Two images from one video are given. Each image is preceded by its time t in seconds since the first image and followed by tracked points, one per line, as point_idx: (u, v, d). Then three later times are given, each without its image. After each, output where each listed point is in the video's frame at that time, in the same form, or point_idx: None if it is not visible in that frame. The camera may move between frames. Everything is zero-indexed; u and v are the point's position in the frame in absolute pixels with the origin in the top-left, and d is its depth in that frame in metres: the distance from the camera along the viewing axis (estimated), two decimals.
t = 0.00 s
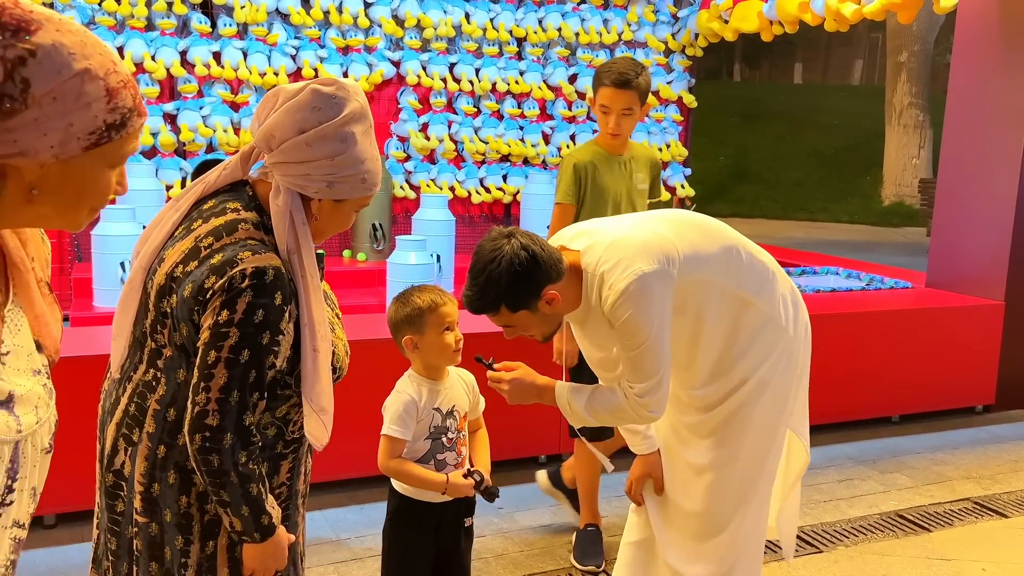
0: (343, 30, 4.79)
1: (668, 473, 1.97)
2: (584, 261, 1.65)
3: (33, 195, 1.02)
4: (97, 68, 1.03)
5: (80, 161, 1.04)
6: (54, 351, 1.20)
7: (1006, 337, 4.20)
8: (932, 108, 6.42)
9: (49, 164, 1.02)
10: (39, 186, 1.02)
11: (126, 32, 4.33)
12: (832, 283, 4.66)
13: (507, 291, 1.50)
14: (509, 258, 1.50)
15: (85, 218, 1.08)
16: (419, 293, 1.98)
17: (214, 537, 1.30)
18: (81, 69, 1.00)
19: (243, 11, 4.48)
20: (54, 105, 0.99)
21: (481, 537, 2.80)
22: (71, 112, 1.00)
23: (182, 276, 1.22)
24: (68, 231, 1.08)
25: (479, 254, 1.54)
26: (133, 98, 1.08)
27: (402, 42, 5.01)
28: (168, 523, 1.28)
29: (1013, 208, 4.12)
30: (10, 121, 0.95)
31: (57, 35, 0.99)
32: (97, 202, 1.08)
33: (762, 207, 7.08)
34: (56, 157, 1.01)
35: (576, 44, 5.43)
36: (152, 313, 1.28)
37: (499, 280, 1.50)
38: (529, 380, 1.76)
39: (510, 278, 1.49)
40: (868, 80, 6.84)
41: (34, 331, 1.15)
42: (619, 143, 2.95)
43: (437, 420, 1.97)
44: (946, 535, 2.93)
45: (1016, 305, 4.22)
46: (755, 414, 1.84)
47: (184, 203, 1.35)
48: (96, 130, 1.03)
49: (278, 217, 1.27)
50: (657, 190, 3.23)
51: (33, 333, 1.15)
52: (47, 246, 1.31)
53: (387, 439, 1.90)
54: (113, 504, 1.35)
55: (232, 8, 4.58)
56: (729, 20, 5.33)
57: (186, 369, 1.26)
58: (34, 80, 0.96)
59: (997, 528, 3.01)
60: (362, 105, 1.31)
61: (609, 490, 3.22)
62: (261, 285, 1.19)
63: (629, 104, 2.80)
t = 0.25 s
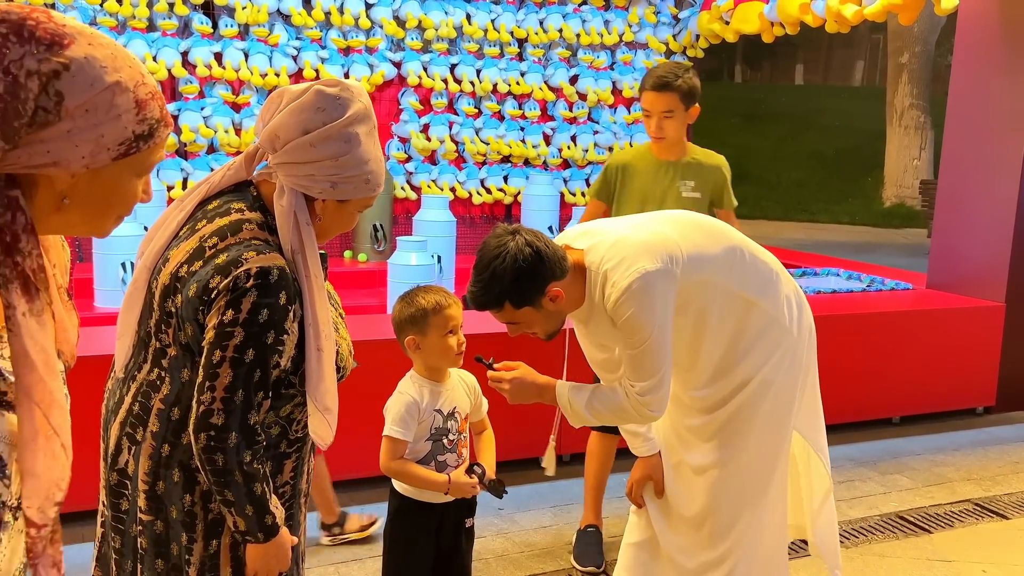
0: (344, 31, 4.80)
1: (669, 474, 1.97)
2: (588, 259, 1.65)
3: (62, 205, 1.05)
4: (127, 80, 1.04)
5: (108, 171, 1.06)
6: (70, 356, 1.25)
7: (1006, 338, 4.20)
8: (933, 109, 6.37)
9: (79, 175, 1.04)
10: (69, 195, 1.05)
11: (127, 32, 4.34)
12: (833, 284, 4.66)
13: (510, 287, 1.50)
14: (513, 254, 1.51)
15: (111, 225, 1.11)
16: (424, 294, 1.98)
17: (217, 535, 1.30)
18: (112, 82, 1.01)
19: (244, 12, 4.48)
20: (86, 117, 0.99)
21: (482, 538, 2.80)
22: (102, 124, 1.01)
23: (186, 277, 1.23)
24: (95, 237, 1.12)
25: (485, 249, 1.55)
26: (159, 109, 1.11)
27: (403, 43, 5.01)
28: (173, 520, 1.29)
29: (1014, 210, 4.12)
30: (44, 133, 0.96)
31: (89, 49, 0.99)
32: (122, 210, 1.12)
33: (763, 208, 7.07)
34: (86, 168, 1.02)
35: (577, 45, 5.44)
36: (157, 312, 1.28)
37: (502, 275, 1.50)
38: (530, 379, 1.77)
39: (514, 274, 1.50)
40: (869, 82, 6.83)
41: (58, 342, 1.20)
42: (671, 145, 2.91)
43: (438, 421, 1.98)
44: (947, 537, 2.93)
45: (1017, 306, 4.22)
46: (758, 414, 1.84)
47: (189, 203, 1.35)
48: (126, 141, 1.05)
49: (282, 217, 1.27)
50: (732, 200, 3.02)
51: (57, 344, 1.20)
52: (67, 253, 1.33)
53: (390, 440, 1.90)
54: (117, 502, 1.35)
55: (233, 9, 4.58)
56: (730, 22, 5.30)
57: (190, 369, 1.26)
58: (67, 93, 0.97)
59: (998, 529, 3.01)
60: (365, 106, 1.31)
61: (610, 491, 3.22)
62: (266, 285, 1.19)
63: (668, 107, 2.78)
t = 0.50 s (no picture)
0: (344, 32, 4.79)
1: (668, 474, 1.97)
2: (593, 256, 1.65)
3: (81, 205, 1.09)
4: (144, 84, 1.09)
5: (125, 172, 1.09)
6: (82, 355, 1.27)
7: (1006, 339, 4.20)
8: (933, 111, 6.57)
9: (97, 176, 1.08)
10: (87, 196, 1.09)
11: (128, 33, 4.35)
12: (832, 285, 4.66)
13: (514, 281, 1.51)
14: (518, 248, 1.51)
15: (127, 227, 1.14)
16: (427, 294, 1.98)
17: (219, 535, 1.30)
18: (130, 86, 1.06)
19: (245, 13, 4.49)
20: (105, 120, 1.04)
21: (481, 538, 2.80)
22: (119, 127, 1.06)
23: (189, 276, 1.23)
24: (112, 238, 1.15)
25: (490, 242, 1.55)
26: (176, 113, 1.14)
27: (404, 44, 5.02)
28: (175, 519, 1.29)
29: (1014, 211, 4.12)
30: (63, 136, 1.01)
31: (107, 53, 1.04)
32: (138, 211, 1.14)
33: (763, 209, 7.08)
34: (104, 170, 1.06)
35: (577, 46, 5.44)
36: (159, 312, 1.28)
37: (507, 269, 1.50)
38: (531, 378, 1.77)
39: (518, 267, 1.50)
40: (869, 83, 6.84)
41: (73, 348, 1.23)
42: (726, 145, 3.07)
43: (439, 422, 1.97)
44: (947, 538, 2.93)
45: (1017, 308, 4.22)
46: (761, 415, 1.84)
47: (192, 203, 1.35)
48: (142, 144, 1.09)
49: (284, 217, 1.27)
50: (791, 203, 3.01)
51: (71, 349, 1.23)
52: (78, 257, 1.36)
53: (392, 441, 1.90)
54: (120, 500, 1.35)
55: (234, 10, 4.58)
56: (731, 23, 5.29)
57: (192, 368, 1.26)
58: (87, 96, 1.02)
59: (998, 530, 3.01)
60: (368, 106, 1.31)
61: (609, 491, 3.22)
62: (268, 285, 1.19)
63: (720, 105, 3.00)
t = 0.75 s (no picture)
0: (345, 33, 4.80)
1: (668, 473, 1.97)
2: (597, 253, 1.65)
3: (83, 198, 1.10)
4: (143, 76, 1.09)
5: (126, 164, 1.10)
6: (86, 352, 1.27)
7: (1007, 340, 4.20)
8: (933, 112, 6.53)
9: (98, 169, 1.08)
10: (89, 189, 1.09)
11: (129, 34, 4.36)
12: (833, 286, 4.66)
13: (516, 275, 1.50)
14: (524, 242, 1.50)
15: (128, 220, 1.15)
16: (429, 295, 1.99)
17: (222, 536, 1.30)
18: (129, 78, 1.06)
19: (245, 14, 4.49)
20: (105, 112, 1.04)
21: (482, 539, 2.80)
22: (119, 119, 1.06)
23: (189, 278, 1.23)
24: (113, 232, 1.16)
25: (496, 235, 1.55)
26: (174, 104, 1.15)
27: (404, 45, 5.02)
28: (177, 522, 1.29)
29: (1015, 212, 4.12)
30: (64, 128, 1.01)
31: (105, 46, 1.05)
32: (139, 204, 1.16)
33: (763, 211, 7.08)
34: (104, 162, 1.07)
35: (577, 47, 5.45)
36: (160, 314, 1.28)
37: (510, 263, 1.50)
38: (546, 371, 1.74)
39: (521, 262, 1.50)
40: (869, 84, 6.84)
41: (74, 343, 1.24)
42: (756, 140, 3.02)
43: (440, 422, 1.98)
44: (947, 539, 2.93)
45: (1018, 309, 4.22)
46: (763, 415, 1.84)
47: (191, 205, 1.36)
48: (142, 135, 1.09)
49: (283, 217, 1.27)
50: (808, 203, 2.87)
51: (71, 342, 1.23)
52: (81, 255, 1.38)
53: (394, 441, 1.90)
54: (124, 502, 1.35)
55: (234, 11, 4.59)
56: (731, 24, 5.28)
57: (194, 370, 1.26)
58: (86, 88, 1.02)
59: (998, 531, 3.01)
60: (364, 104, 1.31)
61: (610, 492, 3.22)
62: (267, 286, 1.19)
63: (753, 97, 2.97)
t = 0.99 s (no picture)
0: (345, 34, 4.81)
1: (669, 474, 1.98)
2: (601, 253, 1.65)
3: (65, 182, 1.07)
4: (118, 54, 1.06)
5: (108, 146, 1.08)
6: (84, 341, 1.28)
7: (1007, 342, 4.20)
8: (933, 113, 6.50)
9: (78, 152, 1.06)
10: (71, 172, 1.07)
11: (129, 35, 4.36)
12: (833, 287, 4.67)
13: (519, 275, 1.50)
14: (527, 241, 1.50)
15: (114, 204, 1.13)
16: (429, 297, 1.99)
17: (225, 537, 1.31)
18: (103, 56, 1.03)
19: (246, 15, 4.49)
20: (82, 92, 1.02)
21: (483, 540, 2.79)
22: (97, 99, 1.04)
23: (184, 280, 1.23)
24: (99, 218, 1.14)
25: (500, 233, 1.55)
26: (151, 83, 1.13)
27: (404, 46, 5.02)
28: (178, 525, 1.28)
29: (1015, 213, 4.12)
30: (40, 110, 0.99)
31: (77, 26, 1.02)
32: (126, 186, 1.13)
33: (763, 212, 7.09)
34: (85, 144, 1.05)
35: (577, 48, 5.45)
36: (156, 317, 1.28)
37: (513, 262, 1.50)
38: (573, 361, 1.75)
39: (525, 261, 1.49)
40: (870, 85, 6.84)
41: (65, 323, 1.22)
42: (775, 148, 3.02)
43: (442, 424, 1.98)
44: (948, 541, 2.92)
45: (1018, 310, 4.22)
46: (767, 416, 1.84)
47: (183, 207, 1.35)
48: (121, 115, 1.07)
49: (276, 216, 1.28)
50: (823, 207, 2.87)
51: (64, 324, 1.22)
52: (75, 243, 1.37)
53: (396, 442, 1.90)
54: (127, 504, 1.35)
55: (235, 11, 4.59)
56: (731, 25, 5.28)
57: (191, 372, 1.25)
58: (60, 68, 0.99)
59: (998, 533, 3.00)
60: (352, 99, 1.31)
61: (610, 493, 3.22)
62: (262, 286, 1.19)
63: (775, 105, 2.96)
